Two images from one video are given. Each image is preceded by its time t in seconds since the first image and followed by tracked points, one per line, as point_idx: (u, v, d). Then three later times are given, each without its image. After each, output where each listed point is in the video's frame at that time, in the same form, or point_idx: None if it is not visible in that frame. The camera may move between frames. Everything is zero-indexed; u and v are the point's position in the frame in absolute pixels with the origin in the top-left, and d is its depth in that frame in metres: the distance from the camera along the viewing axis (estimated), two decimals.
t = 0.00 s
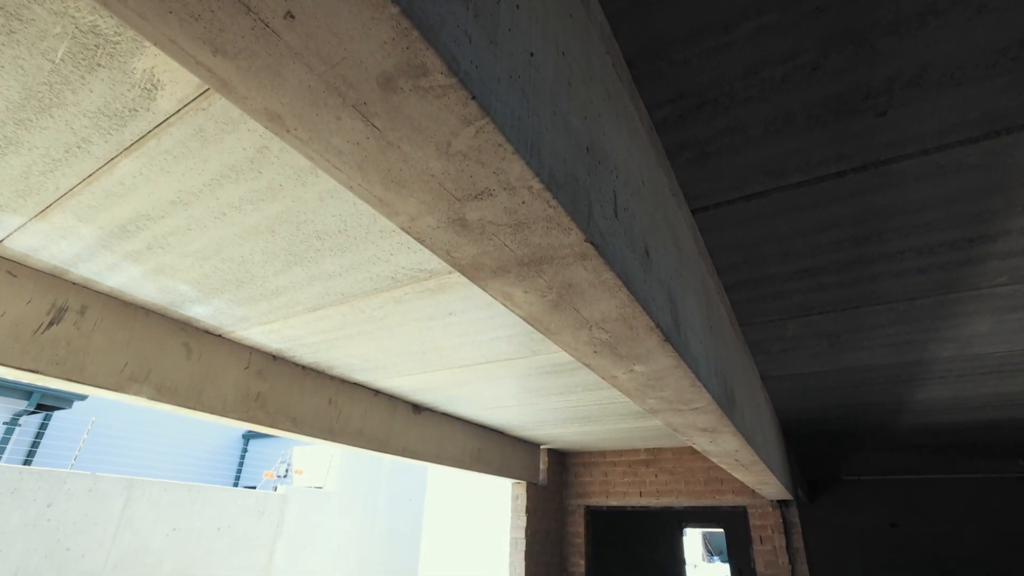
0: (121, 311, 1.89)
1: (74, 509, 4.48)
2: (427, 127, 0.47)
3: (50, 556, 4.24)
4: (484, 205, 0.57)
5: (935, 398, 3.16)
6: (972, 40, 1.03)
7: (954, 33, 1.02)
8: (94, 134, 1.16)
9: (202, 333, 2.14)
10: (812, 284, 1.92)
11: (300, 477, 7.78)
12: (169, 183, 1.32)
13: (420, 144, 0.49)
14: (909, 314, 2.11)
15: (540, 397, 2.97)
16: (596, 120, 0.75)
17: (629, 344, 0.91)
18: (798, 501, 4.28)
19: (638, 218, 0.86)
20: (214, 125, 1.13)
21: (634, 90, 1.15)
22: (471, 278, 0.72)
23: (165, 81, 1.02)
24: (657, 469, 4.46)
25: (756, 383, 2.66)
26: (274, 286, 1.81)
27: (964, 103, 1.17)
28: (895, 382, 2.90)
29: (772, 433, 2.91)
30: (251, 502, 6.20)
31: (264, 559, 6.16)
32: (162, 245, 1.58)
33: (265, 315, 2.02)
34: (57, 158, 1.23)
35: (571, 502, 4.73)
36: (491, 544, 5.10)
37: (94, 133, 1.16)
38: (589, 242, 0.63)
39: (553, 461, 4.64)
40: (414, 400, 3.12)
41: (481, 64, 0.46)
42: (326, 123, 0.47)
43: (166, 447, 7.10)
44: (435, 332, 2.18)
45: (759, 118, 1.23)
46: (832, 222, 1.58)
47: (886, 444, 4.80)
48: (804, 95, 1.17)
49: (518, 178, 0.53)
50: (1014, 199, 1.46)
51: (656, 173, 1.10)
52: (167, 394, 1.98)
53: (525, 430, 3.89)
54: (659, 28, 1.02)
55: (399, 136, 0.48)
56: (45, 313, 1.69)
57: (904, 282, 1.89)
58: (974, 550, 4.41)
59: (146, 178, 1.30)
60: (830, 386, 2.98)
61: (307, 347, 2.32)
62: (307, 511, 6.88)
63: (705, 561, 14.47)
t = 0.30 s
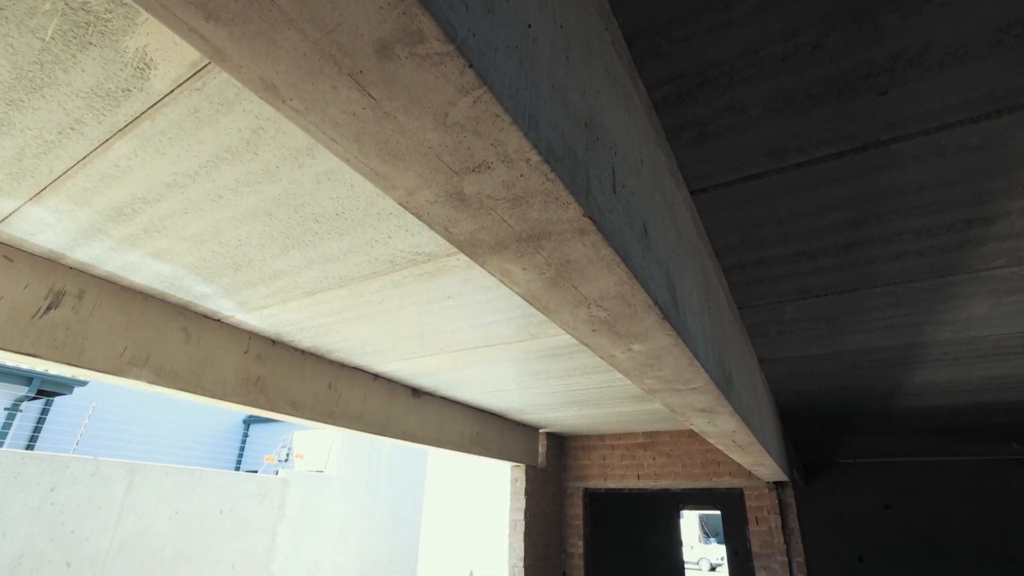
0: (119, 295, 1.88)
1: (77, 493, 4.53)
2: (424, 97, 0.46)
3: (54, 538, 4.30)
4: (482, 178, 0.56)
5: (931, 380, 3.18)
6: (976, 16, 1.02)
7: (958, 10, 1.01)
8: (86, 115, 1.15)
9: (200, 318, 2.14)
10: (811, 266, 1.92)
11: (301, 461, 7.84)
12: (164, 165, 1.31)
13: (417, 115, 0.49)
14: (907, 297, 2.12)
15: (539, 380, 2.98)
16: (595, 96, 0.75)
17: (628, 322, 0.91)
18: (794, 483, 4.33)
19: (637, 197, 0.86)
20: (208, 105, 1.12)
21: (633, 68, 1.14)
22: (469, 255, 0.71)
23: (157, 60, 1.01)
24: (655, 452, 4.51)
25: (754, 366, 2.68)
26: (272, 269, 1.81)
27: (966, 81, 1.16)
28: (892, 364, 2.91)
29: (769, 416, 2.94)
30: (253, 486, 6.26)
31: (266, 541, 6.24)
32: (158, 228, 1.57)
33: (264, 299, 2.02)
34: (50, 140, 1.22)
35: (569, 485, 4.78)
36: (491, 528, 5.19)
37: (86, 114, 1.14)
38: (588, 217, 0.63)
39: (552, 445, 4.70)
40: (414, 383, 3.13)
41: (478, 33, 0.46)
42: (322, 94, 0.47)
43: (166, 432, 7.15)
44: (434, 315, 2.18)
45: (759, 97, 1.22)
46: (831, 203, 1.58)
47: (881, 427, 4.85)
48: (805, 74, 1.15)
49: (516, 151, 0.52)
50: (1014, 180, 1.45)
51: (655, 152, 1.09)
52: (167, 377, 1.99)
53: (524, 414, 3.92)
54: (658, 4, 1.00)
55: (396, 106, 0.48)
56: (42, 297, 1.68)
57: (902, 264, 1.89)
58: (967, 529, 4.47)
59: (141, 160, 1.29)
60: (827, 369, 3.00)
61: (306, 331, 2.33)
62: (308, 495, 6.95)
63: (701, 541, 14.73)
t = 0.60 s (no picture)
0: (116, 279, 1.87)
1: (80, 476, 4.58)
2: (421, 65, 0.46)
3: (59, 522, 4.36)
4: (480, 150, 0.56)
5: (928, 363, 3.20)
6: None
7: None
8: (79, 95, 1.13)
9: (199, 302, 2.14)
10: (810, 248, 1.92)
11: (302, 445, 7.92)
12: (159, 146, 1.30)
13: (414, 85, 0.48)
14: (905, 279, 2.13)
15: (537, 364, 3.00)
16: (594, 70, 0.74)
17: (626, 301, 0.91)
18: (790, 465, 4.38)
19: (636, 174, 0.85)
20: (202, 85, 1.10)
21: (633, 44, 1.12)
22: (467, 231, 0.71)
23: (150, 38, 0.99)
24: (653, 435, 4.55)
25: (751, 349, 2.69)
26: (271, 253, 1.80)
27: (970, 57, 1.14)
28: (889, 347, 2.93)
29: (766, 398, 2.96)
30: (254, 469, 6.32)
31: (269, 523, 6.33)
32: (155, 211, 1.56)
33: (262, 283, 2.02)
34: (43, 120, 1.21)
35: (568, 468, 4.83)
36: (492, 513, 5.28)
37: (79, 94, 1.13)
38: (586, 191, 0.62)
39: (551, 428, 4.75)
40: (414, 367, 3.14)
41: None
42: (317, 61, 0.46)
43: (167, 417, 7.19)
44: (433, 299, 2.18)
45: (760, 75, 1.20)
46: (831, 183, 1.57)
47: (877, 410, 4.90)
48: (807, 50, 1.14)
49: (514, 122, 0.52)
50: (1015, 159, 1.44)
51: (655, 130, 1.08)
52: (166, 361, 1.99)
53: (524, 397, 3.94)
54: None
55: (392, 75, 0.47)
56: (40, 282, 1.68)
57: (901, 246, 1.89)
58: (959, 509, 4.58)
59: (136, 142, 1.28)
60: (825, 352, 3.01)
61: (305, 315, 2.33)
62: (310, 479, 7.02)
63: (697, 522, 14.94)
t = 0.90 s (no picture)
0: (114, 263, 1.87)
1: (84, 460, 4.67)
2: (417, 31, 0.45)
3: (63, 505, 4.45)
4: (478, 121, 0.55)
5: (925, 345, 3.21)
6: None
7: None
8: (71, 74, 1.11)
9: (197, 286, 2.13)
10: (809, 229, 1.92)
11: (302, 429, 7.98)
12: (153, 126, 1.28)
13: (410, 52, 0.47)
14: (903, 260, 2.13)
15: (536, 347, 3.01)
16: (593, 43, 0.72)
17: (625, 278, 0.91)
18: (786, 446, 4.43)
19: (636, 150, 0.84)
20: (196, 62, 1.08)
21: (633, 19, 1.10)
22: (465, 206, 0.71)
23: (141, 14, 0.97)
24: (651, 418, 4.59)
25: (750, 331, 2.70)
26: (269, 235, 1.80)
27: (975, 33, 1.13)
28: (886, 329, 2.94)
29: (763, 379, 2.99)
30: (255, 452, 6.38)
31: (271, 505, 6.40)
32: (151, 193, 1.54)
33: (261, 266, 2.02)
34: (35, 100, 1.19)
35: (567, 450, 4.88)
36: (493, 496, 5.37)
37: (71, 73, 1.11)
38: (585, 164, 0.61)
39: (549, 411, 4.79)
40: (413, 350, 3.15)
41: None
42: (310, 28, 0.45)
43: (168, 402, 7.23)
44: (431, 281, 2.18)
45: (762, 51, 1.18)
46: (832, 163, 1.56)
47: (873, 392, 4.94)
48: (810, 26, 1.12)
49: (512, 91, 0.51)
50: (1018, 138, 1.43)
51: (655, 107, 1.06)
52: (166, 345, 1.99)
53: (523, 380, 3.97)
54: None
55: (387, 42, 0.46)
56: (37, 266, 1.67)
57: (900, 227, 1.89)
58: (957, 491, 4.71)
59: (130, 122, 1.26)
60: (822, 334, 3.03)
61: (304, 298, 2.33)
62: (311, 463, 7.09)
63: (694, 505, 15.15)
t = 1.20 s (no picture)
0: (111, 245, 1.86)
1: (87, 443, 4.74)
2: None
3: (68, 486, 4.53)
4: (476, 89, 0.54)
5: (922, 326, 3.23)
6: None
7: None
8: (61, 50, 1.09)
9: (195, 268, 2.12)
10: (809, 209, 1.91)
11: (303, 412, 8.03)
12: (147, 105, 1.26)
13: (405, 17, 0.46)
14: (903, 241, 2.12)
15: (534, 329, 3.02)
16: (592, 12, 0.71)
17: (625, 254, 0.91)
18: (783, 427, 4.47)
19: (635, 124, 0.83)
20: (188, 38, 1.06)
21: None
22: (463, 179, 0.70)
23: None
24: (649, 399, 4.62)
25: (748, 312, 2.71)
26: (266, 216, 1.78)
27: (981, 6, 1.10)
28: (884, 310, 2.95)
29: (762, 360, 3.00)
30: (257, 435, 6.44)
31: (273, 487, 6.47)
32: (146, 173, 1.53)
33: (259, 249, 2.01)
34: (26, 77, 1.17)
35: (566, 431, 4.93)
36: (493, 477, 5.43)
37: (61, 49, 1.09)
38: (584, 134, 0.61)
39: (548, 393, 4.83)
40: (412, 333, 3.16)
41: None
42: None
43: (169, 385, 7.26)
44: (429, 262, 2.17)
45: (764, 25, 1.16)
46: (833, 141, 1.55)
47: (870, 374, 4.97)
48: None
49: (509, 57, 0.50)
50: (1021, 115, 1.42)
51: (654, 82, 1.05)
52: (165, 328, 1.99)
53: (522, 362, 3.99)
54: None
55: (382, 5, 0.45)
56: (33, 248, 1.66)
57: (900, 206, 1.88)
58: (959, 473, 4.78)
59: (123, 100, 1.24)
60: (820, 315, 3.04)
61: (303, 281, 2.33)
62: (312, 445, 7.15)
63: (691, 485, 15.43)
